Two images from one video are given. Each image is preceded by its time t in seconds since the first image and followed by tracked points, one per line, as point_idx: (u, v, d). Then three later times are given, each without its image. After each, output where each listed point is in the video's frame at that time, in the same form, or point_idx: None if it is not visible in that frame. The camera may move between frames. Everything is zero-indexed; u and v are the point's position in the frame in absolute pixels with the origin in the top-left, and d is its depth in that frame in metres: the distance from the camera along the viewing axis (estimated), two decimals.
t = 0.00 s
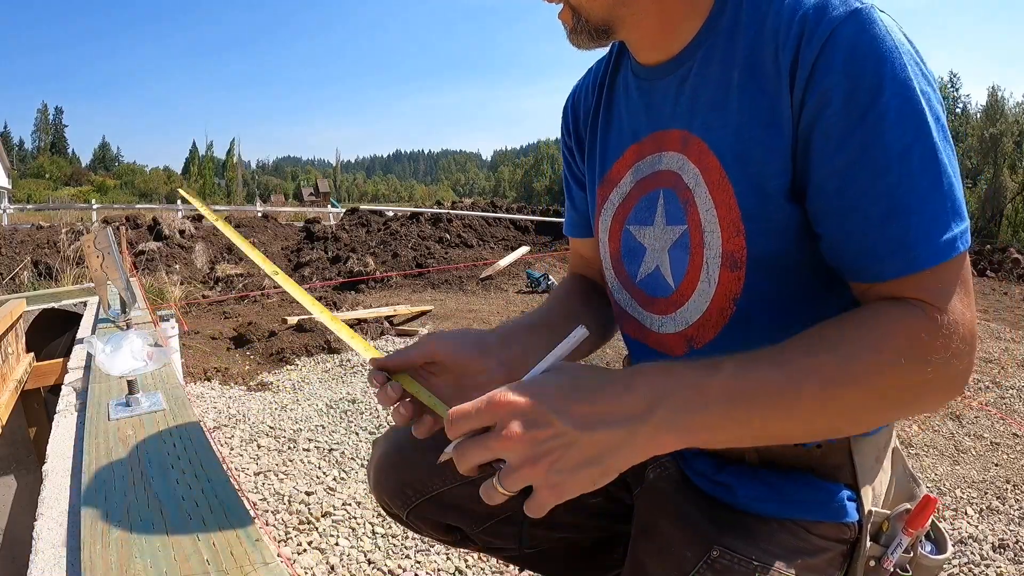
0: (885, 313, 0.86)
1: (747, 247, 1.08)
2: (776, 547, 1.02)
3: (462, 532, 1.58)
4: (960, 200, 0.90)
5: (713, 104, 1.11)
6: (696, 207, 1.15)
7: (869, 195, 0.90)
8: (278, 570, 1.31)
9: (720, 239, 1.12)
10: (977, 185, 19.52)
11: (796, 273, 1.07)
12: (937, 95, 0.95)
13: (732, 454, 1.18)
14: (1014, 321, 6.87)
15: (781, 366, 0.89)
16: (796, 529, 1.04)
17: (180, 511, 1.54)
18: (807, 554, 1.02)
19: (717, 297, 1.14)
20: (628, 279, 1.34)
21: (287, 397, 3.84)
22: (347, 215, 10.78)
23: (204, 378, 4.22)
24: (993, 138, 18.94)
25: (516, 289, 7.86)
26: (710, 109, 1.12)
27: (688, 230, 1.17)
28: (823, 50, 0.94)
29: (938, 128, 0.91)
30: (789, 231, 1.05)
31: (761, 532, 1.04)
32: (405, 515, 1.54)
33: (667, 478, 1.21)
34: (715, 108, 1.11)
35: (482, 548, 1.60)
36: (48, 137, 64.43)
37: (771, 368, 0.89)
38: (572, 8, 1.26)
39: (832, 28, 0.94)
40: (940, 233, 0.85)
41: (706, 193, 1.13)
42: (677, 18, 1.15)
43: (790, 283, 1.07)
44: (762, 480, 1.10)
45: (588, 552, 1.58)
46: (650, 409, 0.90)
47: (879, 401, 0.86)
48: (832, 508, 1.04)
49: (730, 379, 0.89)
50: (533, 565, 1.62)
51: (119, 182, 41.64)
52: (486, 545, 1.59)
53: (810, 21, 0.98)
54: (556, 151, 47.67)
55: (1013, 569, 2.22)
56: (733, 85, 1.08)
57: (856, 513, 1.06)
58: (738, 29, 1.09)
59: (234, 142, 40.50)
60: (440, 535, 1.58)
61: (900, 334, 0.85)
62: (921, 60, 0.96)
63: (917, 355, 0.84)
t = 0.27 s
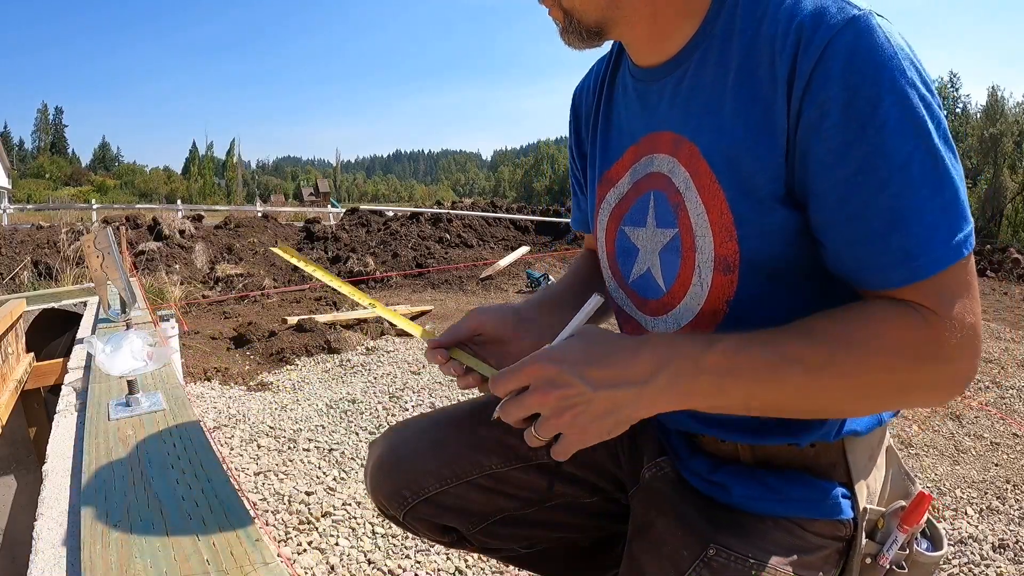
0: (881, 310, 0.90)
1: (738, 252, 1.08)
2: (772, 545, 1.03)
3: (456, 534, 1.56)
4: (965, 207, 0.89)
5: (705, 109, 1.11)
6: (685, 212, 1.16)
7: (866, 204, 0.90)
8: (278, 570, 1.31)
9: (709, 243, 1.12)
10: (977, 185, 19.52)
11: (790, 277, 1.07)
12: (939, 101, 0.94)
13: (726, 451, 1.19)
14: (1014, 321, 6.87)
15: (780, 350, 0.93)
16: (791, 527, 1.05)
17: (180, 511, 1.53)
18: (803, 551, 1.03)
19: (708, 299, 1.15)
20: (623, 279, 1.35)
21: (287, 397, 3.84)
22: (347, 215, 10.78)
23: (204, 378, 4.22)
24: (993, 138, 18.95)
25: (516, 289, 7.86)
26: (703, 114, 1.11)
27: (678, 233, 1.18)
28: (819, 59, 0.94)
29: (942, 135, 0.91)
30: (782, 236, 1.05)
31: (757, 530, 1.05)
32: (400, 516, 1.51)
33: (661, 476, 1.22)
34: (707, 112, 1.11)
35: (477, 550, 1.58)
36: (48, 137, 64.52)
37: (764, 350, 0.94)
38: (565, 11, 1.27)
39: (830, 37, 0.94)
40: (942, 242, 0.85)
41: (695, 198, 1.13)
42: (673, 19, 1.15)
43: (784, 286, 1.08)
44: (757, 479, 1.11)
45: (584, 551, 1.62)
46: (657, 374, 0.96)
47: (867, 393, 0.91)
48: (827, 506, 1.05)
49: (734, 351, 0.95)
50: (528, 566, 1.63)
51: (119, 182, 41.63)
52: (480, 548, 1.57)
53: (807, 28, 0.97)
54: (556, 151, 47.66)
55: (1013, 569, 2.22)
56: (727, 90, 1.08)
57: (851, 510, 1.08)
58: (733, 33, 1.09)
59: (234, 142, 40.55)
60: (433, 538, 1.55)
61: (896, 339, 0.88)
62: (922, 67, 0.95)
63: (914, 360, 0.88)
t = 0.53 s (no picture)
0: (861, 317, 0.93)
1: (741, 255, 1.08)
2: (769, 542, 1.04)
3: (455, 532, 1.56)
4: (964, 215, 0.90)
5: (706, 113, 1.11)
6: (688, 213, 1.16)
7: (865, 211, 0.91)
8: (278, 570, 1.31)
9: (714, 242, 1.12)
10: (977, 185, 19.53)
11: (787, 279, 1.08)
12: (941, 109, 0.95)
13: (723, 450, 1.20)
14: (1014, 321, 6.87)
15: (765, 350, 0.98)
16: (789, 524, 1.05)
17: (180, 511, 1.53)
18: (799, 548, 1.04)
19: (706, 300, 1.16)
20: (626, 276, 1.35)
21: (287, 397, 3.84)
22: (347, 215, 10.78)
23: (204, 378, 4.22)
24: (994, 138, 18.95)
25: (516, 289, 7.86)
26: (704, 117, 1.11)
27: (680, 233, 1.19)
28: (820, 66, 0.94)
29: (942, 142, 0.91)
30: (783, 241, 1.05)
31: (755, 528, 1.06)
32: (399, 515, 1.51)
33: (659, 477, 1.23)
34: (709, 116, 1.11)
35: (476, 548, 1.58)
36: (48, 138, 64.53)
37: (747, 346, 0.98)
38: (567, 20, 1.27)
39: (831, 44, 0.94)
40: (940, 251, 0.86)
41: (700, 199, 1.14)
42: (673, 19, 1.15)
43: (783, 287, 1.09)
44: (754, 477, 1.11)
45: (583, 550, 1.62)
46: (649, 361, 1.01)
47: (859, 388, 0.94)
48: (824, 503, 1.06)
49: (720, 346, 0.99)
50: (526, 564, 1.63)
51: (119, 182, 41.64)
52: (479, 545, 1.57)
53: (809, 34, 0.97)
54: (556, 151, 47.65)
55: (1013, 569, 2.22)
56: (727, 93, 1.08)
57: (847, 508, 1.08)
58: (733, 36, 1.08)
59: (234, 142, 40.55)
60: (433, 535, 1.55)
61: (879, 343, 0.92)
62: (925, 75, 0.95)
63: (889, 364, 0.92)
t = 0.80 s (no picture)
0: (857, 322, 0.95)
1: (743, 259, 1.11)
2: (769, 541, 1.05)
3: (459, 527, 1.56)
4: (970, 221, 0.90)
5: (709, 122, 1.12)
6: (693, 215, 1.18)
7: (866, 220, 0.93)
8: (278, 570, 1.31)
9: (715, 247, 1.15)
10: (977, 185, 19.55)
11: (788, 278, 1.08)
12: (948, 112, 0.95)
13: (724, 448, 1.20)
14: (1014, 321, 6.87)
15: (764, 347, 1.00)
16: (790, 523, 1.06)
17: (180, 511, 1.53)
18: (800, 547, 1.05)
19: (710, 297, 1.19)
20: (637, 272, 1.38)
21: (287, 397, 3.83)
22: (347, 215, 10.78)
23: (204, 378, 4.22)
24: (993, 138, 18.94)
25: (516, 289, 7.85)
26: (708, 122, 1.12)
27: (686, 235, 1.21)
28: (818, 73, 0.96)
29: (947, 147, 0.91)
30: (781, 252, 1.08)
31: (755, 526, 1.07)
32: (405, 507, 1.51)
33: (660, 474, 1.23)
34: (714, 123, 1.11)
35: (480, 543, 1.58)
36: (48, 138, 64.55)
37: (748, 343, 1.00)
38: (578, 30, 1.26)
39: (828, 51, 0.95)
40: (941, 261, 0.87)
41: (703, 203, 1.16)
42: (682, 21, 1.13)
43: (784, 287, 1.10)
44: (755, 477, 1.12)
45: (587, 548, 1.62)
46: (652, 355, 1.04)
47: (856, 394, 0.96)
48: (824, 503, 1.06)
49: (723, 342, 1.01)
50: (529, 561, 1.63)
51: (119, 182, 41.66)
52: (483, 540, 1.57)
53: (806, 41, 0.99)
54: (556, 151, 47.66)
55: (1013, 568, 2.22)
56: (732, 101, 1.09)
57: (848, 508, 1.08)
58: (739, 44, 1.08)
59: (234, 142, 40.56)
60: (436, 529, 1.55)
61: (871, 352, 0.93)
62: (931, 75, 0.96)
63: (884, 372, 0.94)
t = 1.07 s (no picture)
0: (860, 325, 0.96)
1: (749, 260, 1.11)
2: (769, 540, 1.05)
3: (463, 520, 1.56)
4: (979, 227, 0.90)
5: (721, 124, 1.12)
6: (701, 214, 1.18)
7: (871, 223, 0.93)
8: (278, 570, 1.31)
9: (722, 248, 1.15)
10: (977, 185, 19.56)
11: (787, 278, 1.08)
12: (959, 117, 0.95)
13: (725, 446, 1.20)
14: (1014, 321, 6.87)
15: (768, 347, 1.00)
16: (790, 522, 1.06)
17: (180, 511, 1.53)
18: (800, 546, 1.05)
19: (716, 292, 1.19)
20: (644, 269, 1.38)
21: (287, 397, 3.83)
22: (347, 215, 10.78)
23: (204, 378, 4.22)
24: (993, 138, 18.84)
25: (516, 289, 7.85)
26: (718, 122, 1.12)
27: (694, 234, 1.21)
28: (830, 76, 0.96)
29: (958, 152, 0.91)
30: (789, 253, 1.08)
31: (755, 524, 1.07)
32: (410, 498, 1.51)
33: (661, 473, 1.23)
34: (725, 124, 1.11)
35: (482, 538, 1.58)
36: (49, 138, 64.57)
37: (752, 343, 1.00)
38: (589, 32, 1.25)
39: (840, 54, 0.95)
40: (946, 265, 0.87)
41: (711, 202, 1.16)
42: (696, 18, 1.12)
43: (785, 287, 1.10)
44: (755, 475, 1.12)
45: (589, 546, 1.61)
46: (661, 352, 1.05)
47: (861, 396, 0.96)
48: (824, 501, 1.07)
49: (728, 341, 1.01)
50: (531, 557, 1.63)
51: (119, 182, 41.66)
52: (485, 534, 1.57)
53: (818, 44, 0.98)
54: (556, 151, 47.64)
55: (1013, 569, 2.22)
56: (745, 103, 1.09)
57: (847, 507, 1.08)
58: (752, 45, 1.08)
59: (234, 142, 40.58)
60: (439, 522, 1.55)
61: (874, 356, 0.94)
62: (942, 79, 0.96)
63: (886, 376, 0.94)
